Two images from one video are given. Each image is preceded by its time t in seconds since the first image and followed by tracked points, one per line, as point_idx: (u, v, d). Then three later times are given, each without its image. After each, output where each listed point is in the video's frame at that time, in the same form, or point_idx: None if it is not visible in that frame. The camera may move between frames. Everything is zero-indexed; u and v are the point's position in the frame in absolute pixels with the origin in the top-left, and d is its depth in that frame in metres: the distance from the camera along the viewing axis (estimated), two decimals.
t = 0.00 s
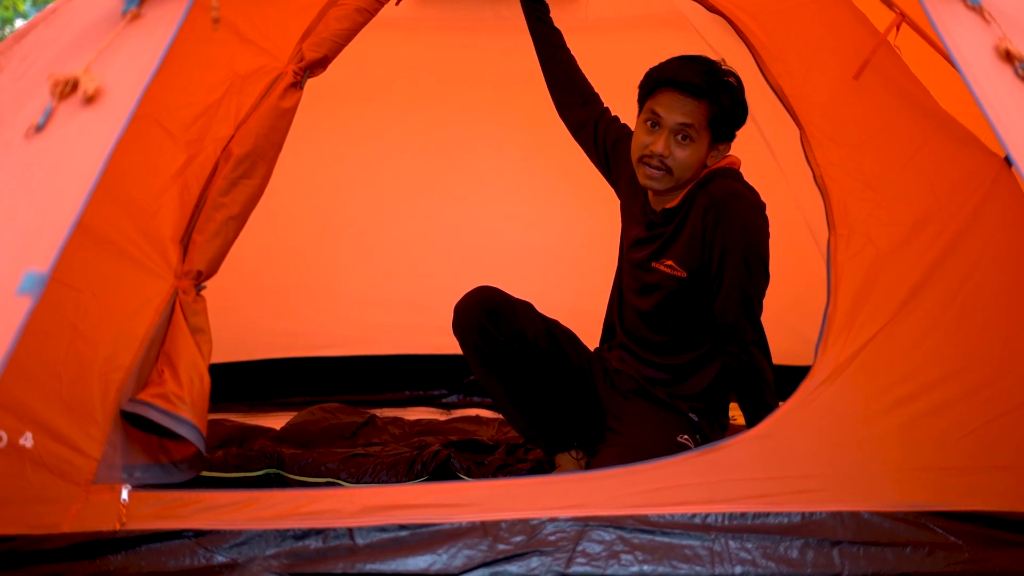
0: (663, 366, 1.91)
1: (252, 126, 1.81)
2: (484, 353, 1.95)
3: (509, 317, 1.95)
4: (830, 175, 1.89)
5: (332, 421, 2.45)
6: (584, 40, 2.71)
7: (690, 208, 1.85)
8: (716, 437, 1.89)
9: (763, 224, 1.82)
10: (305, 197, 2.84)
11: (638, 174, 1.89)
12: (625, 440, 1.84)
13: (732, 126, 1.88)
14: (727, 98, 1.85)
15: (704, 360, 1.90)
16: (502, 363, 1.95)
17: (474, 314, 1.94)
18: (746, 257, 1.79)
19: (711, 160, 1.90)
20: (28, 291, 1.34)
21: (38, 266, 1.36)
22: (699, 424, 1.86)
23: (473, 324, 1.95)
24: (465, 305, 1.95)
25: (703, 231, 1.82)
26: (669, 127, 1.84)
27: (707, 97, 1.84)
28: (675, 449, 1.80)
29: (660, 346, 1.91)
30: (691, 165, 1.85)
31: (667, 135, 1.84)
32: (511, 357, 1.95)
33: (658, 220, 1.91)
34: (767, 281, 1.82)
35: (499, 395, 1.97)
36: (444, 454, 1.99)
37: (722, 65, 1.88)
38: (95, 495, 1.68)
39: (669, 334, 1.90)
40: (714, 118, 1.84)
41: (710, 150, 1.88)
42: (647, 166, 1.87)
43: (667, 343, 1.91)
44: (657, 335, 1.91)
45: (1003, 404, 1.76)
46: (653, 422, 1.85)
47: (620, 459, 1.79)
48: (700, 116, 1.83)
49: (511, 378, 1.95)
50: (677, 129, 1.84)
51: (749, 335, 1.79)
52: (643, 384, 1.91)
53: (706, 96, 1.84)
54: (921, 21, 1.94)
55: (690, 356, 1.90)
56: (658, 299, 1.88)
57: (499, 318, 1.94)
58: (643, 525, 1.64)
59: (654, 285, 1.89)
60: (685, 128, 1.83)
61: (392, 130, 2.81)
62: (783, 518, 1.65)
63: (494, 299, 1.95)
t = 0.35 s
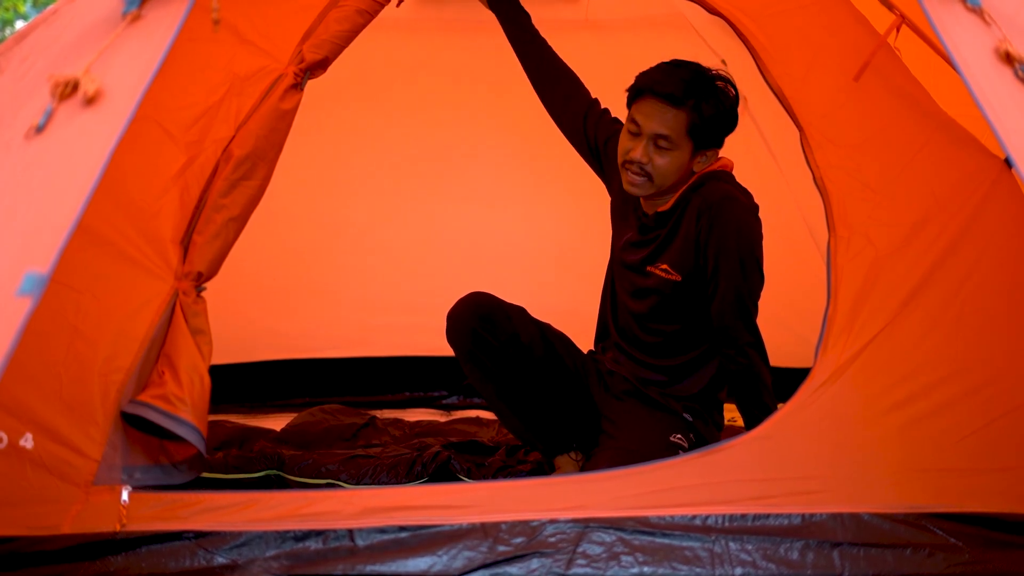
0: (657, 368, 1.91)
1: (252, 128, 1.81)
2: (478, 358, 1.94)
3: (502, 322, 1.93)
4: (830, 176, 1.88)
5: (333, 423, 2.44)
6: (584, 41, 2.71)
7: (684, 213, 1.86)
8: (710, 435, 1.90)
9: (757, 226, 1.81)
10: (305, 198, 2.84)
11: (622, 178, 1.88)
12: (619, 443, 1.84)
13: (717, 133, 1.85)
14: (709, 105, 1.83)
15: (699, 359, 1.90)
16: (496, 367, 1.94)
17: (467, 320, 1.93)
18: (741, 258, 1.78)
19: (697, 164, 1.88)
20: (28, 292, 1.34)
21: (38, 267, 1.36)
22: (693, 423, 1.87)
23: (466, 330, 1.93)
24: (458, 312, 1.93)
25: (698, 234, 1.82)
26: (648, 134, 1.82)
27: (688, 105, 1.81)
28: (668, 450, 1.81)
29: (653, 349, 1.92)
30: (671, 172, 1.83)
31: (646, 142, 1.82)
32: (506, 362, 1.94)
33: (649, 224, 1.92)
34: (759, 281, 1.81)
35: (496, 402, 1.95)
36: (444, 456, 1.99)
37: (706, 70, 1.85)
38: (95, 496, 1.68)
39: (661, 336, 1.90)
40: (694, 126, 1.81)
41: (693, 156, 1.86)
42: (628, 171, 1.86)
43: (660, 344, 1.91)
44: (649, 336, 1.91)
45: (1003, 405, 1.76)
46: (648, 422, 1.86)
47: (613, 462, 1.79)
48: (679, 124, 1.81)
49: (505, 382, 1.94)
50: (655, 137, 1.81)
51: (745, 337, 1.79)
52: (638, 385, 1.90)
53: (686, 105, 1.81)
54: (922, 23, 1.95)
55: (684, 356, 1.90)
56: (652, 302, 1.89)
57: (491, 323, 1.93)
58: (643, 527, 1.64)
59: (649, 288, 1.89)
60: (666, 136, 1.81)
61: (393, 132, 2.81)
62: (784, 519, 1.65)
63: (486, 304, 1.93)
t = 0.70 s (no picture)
0: (657, 371, 1.91)
1: (252, 129, 1.81)
2: (475, 363, 1.92)
3: (501, 327, 1.91)
4: (830, 177, 1.88)
5: (333, 424, 2.44)
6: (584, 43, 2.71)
7: (687, 207, 1.90)
8: (714, 436, 1.90)
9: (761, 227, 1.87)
10: (305, 199, 2.84)
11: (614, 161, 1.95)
12: (622, 445, 1.83)
13: (710, 120, 1.92)
14: (704, 90, 1.91)
15: (700, 363, 1.91)
16: (493, 372, 1.92)
17: (462, 325, 1.90)
18: (748, 258, 1.83)
19: (687, 152, 1.93)
20: (29, 294, 1.34)
21: (38, 269, 1.36)
22: (697, 426, 1.87)
23: (463, 335, 1.91)
24: (453, 318, 1.91)
25: (704, 232, 1.87)
26: (640, 110, 1.91)
27: (682, 85, 1.91)
28: (671, 451, 1.81)
29: (651, 351, 1.92)
30: (660, 148, 1.89)
31: (638, 118, 1.91)
32: (504, 366, 1.92)
33: (646, 223, 1.95)
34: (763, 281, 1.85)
35: (494, 405, 1.95)
36: (444, 457, 1.99)
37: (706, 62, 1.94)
38: (95, 497, 1.67)
39: (657, 339, 1.91)
40: (685, 105, 1.90)
41: (685, 141, 1.92)
42: (619, 150, 1.92)
43: (656, 347, 1.92)
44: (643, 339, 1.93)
45: (1004, 405, 1.76)
46: (649, 426, 1.85)
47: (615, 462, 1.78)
48: (671, 101, 1.90)
49: (502, 387, 1.93)
50: (647, 112, 1.90)
51: (750, 336, 1.82)
52: (640, 389, 1.89)
53: (680, 84, 1.90)
54: (922, 24, 1.95)
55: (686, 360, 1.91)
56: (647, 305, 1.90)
57: (488, 328, 1.91)
58: (644, 528, 1.64)
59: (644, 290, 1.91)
60: (655, 111, 1.89)
61: (393, 133, 2.82)
62: (784, 521, 1.65)
63: (482, 309, 1.91)
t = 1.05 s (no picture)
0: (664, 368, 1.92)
1: (252, 128, 1.82)
2: (475, 357, 1.92)
3: (501, 323, 1.90)
4: (830, 175, 1.88)
5: (333, 422, 2.45)
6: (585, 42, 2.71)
7: (697, 199, 1.95)
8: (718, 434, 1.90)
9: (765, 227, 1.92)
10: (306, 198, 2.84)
11: (622, 163, 1.94)
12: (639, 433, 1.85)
13: (700, 104, 1.99)
14: (690, 76, 1.97)
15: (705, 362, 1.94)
16: (495, 368, 1.91)
17: (465, 321, 1.90)
18: (757, 247, 1.87)
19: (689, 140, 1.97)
20: (29, 292, 1.34)
21: (38, 268, 1.36)
22: (705, 420, 1.88)
23: (462, 330, 1.91)
24: (458, 309, 1.91)
25: (716, 222, 1.92)
26: (641, 107, 1.92)
27: (671, 76, 1.95)
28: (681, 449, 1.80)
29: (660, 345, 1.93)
30: (670, 138, 1.92)
31: (641, 115, 1.92)
32: (504, 362, 1.91)
33: (651, 218, 1.96)
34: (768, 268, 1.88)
35: (496, 403, 1.94)
36: (444, 455, 1.99)
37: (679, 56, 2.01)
38: (96, 496, 1.68)
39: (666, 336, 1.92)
40: (680, 94, 1.94)
41: (684, 130, 1.96)
42: (628, 150, 1.92)
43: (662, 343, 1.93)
44: (652, 335, 1.93)
45: (1004, 405, 1.76)
46: (659, 418, 1.86)
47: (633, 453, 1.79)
48: (668, 92, 1.93)
49: (505, 383, 1.92)
50: (648, 107, 1.91)
51: (757, 328, 1.84)
52: (649, 383, 1.90)
53: (669, 76, 1.95)
54: (922, 23, 1.95)
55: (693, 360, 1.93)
56: (659, 299, 1.92)
57: (489, 323, 1.90)
58: (644, 526, 1.64)
59: (655, 285, 1.93)
60: (656, 104, 1.92)
61: (393, 131, 2.81)
62: (784, 519, 1.65)
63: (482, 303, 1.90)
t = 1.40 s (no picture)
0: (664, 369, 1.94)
1: (252, 128, 1.82)
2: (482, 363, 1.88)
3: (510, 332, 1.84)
4: (830, 176, 1.88)
5: (333, 422, 2.44)
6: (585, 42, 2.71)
7: (692, 203, 1.95)
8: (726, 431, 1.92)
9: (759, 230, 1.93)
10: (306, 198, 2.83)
11: (614, 168, 1.93)
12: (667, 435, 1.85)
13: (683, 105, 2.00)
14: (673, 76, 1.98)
15: (706, 362, 1.95)
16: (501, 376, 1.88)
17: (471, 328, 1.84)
18: (751, 249, 1.89)
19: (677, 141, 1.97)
20: (29, 292, 1.34)
21: (38, 268, 1.36)
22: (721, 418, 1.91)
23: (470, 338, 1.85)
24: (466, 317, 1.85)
25: (713, 223, 1.92)
26: (629, 110, 1.92)
27: (657, 77, 1.95)
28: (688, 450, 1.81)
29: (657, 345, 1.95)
30: (660, 139, 1.92)
31: (630, 118, 1.92)
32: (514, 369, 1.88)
33: (644, 225, 1.95)
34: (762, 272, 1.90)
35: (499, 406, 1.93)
36: (444, 456, 1.99)
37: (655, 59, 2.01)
38: (96, 496, 1.68)
39: (665, 339, 1.95)
40: (666, 95, 1.95)
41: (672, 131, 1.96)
42: (620, 154, 1.91)
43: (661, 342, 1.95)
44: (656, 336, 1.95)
45: (1004, 406, 1.76)
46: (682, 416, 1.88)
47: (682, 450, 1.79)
48: (654, 93, 1.93)
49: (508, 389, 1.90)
50: (637, 109, 1.92)
51: (755, 328, 1.85)
52: (662, 383, 1.91)
53: (654, 77, 1.95)
54: (922, 22, 1.94)
55: (698, 363, 1.94)
56: (661, 307, 1.92)
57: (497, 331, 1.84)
58: (644, 527, 1.63)
59: (655, 292, 1.92)
60: (644, 106, 1.92)
61: (393, 131, 2.81)
62: (785, 520, 1.65)
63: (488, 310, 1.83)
